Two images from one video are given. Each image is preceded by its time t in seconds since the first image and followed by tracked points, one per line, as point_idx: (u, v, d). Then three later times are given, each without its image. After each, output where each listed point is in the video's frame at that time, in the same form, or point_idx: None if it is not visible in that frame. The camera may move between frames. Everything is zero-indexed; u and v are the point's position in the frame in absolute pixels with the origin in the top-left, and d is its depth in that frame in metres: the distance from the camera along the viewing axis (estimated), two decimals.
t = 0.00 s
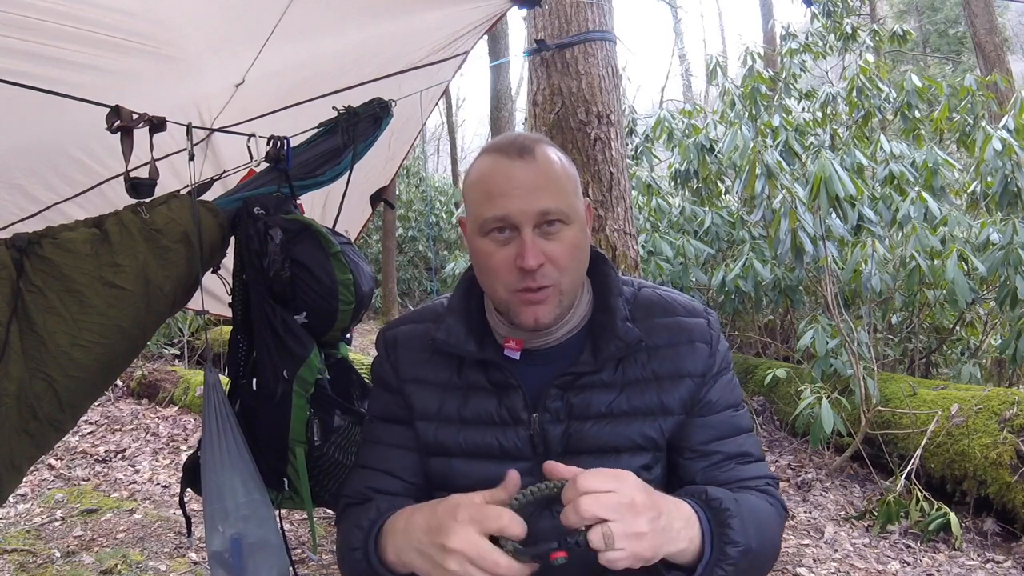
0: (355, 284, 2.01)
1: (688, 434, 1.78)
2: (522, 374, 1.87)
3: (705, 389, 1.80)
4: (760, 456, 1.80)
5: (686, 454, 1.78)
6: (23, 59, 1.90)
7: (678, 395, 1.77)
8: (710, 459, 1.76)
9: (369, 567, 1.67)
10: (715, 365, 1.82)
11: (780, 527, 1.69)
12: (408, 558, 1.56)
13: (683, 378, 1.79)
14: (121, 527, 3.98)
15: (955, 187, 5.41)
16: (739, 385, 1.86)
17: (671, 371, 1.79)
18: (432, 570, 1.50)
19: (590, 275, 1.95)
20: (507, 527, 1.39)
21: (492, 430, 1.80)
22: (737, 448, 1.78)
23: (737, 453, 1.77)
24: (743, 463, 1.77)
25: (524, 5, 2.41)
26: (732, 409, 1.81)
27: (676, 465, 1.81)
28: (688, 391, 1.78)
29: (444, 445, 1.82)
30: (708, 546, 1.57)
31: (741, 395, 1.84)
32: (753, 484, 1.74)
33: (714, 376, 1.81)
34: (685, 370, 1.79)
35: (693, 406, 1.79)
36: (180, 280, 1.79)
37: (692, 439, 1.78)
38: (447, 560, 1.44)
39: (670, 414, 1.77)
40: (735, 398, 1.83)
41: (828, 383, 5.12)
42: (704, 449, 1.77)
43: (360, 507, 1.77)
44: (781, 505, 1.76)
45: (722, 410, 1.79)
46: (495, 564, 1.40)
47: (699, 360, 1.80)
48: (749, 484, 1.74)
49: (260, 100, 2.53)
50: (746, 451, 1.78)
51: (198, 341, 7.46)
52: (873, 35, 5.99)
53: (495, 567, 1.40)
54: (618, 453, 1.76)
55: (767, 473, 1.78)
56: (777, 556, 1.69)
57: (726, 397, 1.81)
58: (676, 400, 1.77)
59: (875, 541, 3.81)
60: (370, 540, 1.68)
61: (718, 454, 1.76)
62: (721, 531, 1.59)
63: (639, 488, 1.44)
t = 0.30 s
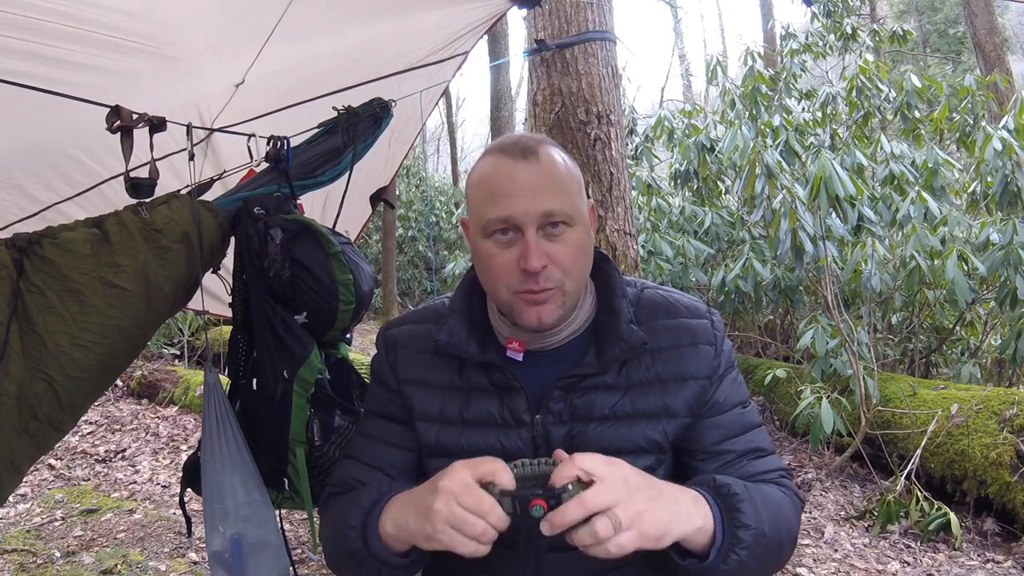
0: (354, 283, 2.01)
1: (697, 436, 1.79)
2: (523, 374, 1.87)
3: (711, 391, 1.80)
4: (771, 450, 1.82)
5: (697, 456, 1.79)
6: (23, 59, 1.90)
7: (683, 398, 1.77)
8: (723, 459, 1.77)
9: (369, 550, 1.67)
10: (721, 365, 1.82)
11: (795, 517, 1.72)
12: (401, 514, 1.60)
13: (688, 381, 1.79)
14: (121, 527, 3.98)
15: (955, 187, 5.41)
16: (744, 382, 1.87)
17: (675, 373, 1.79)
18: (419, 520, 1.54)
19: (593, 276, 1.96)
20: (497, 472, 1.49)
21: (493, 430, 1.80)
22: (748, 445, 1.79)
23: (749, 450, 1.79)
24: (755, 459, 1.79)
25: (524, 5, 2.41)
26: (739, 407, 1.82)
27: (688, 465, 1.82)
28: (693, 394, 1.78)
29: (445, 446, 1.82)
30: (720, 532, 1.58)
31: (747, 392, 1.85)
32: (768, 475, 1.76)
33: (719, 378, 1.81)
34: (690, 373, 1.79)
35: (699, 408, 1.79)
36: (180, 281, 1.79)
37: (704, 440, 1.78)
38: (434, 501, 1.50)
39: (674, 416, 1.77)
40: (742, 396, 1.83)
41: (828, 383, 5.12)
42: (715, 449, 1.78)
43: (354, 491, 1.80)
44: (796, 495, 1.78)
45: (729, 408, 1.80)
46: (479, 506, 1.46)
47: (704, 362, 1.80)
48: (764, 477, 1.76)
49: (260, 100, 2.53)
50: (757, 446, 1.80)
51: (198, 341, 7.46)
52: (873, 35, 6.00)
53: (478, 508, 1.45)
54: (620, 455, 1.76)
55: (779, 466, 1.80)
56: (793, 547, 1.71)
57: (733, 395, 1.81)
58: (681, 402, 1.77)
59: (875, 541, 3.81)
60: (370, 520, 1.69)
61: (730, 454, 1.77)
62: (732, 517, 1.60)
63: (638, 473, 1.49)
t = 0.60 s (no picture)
0: (355, 284, 2.00)
1: (699, 437, 1.79)
2: (524, 375, 1.87)
3: (713, 391, 1.80)
4: (773, 448, 1.81)
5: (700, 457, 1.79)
6: (23, 59, 1.90)
7: (684, 399, 1.77)
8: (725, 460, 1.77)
9: (371, 539, 1.70)
10: (722, 365, 1.82)
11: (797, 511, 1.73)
12: (405, 491, 1.67)
13: (689, 382, 1.79)
14: (121, 527, 3.98)
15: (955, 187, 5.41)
16: (746, 381, 1.87)
17: (677, 374, 1.79)
18: (418, 495, 1.60)
19: (593, 277, 1.96)
20: (501, 452, 1.56)
21: (493, 432, 1.80)
22: (750, 444, 1.79)
23: (752, 449, 1.78)
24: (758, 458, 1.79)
25: (523, 5, 2.40)
26: (740, 407, 1.82)
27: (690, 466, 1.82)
28: (694, 395, 1.78)
29: (445, 446, 1.82)
30: (715, 511, 1.60)
31: (748, 392, 1.85)
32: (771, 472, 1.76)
33: (720, 378, 1.81)
34: (691, 374, 1.79)
35: (701, 409, 1.79)
36: (180, 281, 1.79)
37: (705, 441, 1.78)
38: (435, 475, 1.57)
39: (676, 417, 1.77)
40: (743, 395, 1.83)
41: (828, 383, 5.12)
42: (716, 450, 1.77)
43: (353, 488, 1.81)
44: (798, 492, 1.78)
45: (730, 409, 1.80)
46: (478, 479, 1.52)
47: (705, 362, 1.80)
48: (768, 474, 1.76)
49: (260, 101, 2.53)
50: (761, 445, 1.79)
51: (198, 341, 7.46)
52: (873, 35, 5.99)
53: (477, 479, 1.52)
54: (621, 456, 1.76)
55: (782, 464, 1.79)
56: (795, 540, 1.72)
57: (734, 395, 1.81)
58: (682, 403, 1.77)
59: (875, 541, 3.81)
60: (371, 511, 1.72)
61: (733, 454, 1.77)
62: (727, 497, 1.61)
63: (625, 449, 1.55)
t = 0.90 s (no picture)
0: (355, 284, 2.01)
1: (699, 438, 1.79)
2: (523, 376, 1.87)
3: (712, 391, 1.80)
4: (774, 445, 1.82)
5: (699, 458, 1.79)
6: (24, 59, 1.90)
7: (683, 399, 1.77)
8: (724, 459, 1.77)
9: (365, 539, 1.72)
10: (722, 365, 1.82)
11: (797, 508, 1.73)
12: (399, 497, 1.69)
13: (688, 383, 1.78)
14: (121, 527, 3.98)
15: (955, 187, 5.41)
16: (745, 380, 1.87)
17: (676, 375, 1.79)
18: (413, 503, 1.62)
19: (594, 277, 1.96)
20: (496, 468, 1.57)
21: (492, 433, 1.80)
22: (750, 443, 1.79)
23: (751, 448, 1.79)
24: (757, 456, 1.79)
25: (524, 5, 2.40)
26: (739, 406, 1.82)
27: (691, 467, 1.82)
28: (693, 395, 1.78)
29: (445, 447, 1.82)
30: (705, 518, 1.60)
31: (748, 391, 1.85)
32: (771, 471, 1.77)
33: (720, 378, 1.81)
34: (690, 374, 1.79)
35: (700, 409, 1.79)
36: (180, 281, 1.79)
37: (705, 441, 1.78)
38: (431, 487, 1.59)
39: (675, 418, 1.77)
40: (742, 395, 1.83)
41: (828, 383, 5.12)
42: (716, 450, 1.78)
43: (349, 487, 1.82)
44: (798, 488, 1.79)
45: (730, 408, 1.80)
46: (472, 494, 1.54)
47: (704, 363, 1.80)
48: (767, 473, 1.76)
49: (260, 101, 2.53)
50: (761, 444, 1.79)
51: (198, 341, 7.47)
52: (873, 35, 6.00)
53: (473, 494, 1.54)
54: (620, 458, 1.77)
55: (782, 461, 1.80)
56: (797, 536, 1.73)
57: (733, 395, 1.81)
58: (681, 404, 1.77)
59: (875, 541, 3.81)
60: (367, 512, 1.74)
61: (732, 453, 1.77)
62: (719, 504, 1.61)
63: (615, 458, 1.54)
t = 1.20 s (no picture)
0: (355, 284, 2.01)
1: (699, 438, 1.79)
2: (522, 376, 1.87)
3: (711, 391, 1.80)
4: (774, 446, 1.82)
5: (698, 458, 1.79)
6: (24, 59, 1.90)
7: (682, 399, 1.77)
8: (723, 460, 1.78)
9: (366, 549, 1.71)
10: (721, 365, 1.82)
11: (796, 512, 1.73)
12: (399, 510, 1.68)
13: (687, 383, 1.78)
14: (121, 527, 3.98)
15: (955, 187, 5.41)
16: (745, 380, 1.87)
17: (675, 375, 1.79)
18: (415, 517, 1.61)
19: (592, 277, 1.96)
20: (493, 474, 1.57)
21: (491, 434, 1.80)
22: (749, 444, 1.79)
23: (750, 449, 1.79)
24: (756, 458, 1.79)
25: (524, 5, 2.40)
26: (739, 407, 1.82)
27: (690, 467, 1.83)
28: (692, 395, 1.78)
29: (444, 448, 1.82)
30: (709, 530, 1.61)
31: (747, 391, 1.85)
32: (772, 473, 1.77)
33: (719, 378, 1.81)
34: (689, 374, 1.79)
35: (699, 410, 1.79)
36: (180, 280, 1.79)
37: (704, 441, 1.79)
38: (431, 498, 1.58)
39: (674, 419, 1.77)
40: (742, 395, 1.83)
41: (828, 383, 5.12)
42: (716, 451, 1.78)
43: (350, 492, 1.83)
44: (799, 490, 1.79)
45: (729, 409, 1.80)
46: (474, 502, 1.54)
47: (703, 363, 1.80)
48: (766, 475, 1.77)
49: (260, 101, 2.54)
50: (761, 445, 1.80)
51: (198, 341, 7.47)
52: (873, 35, 6.00)
53: (475, 502, 1.53)
54: (619, 459, 1.77)
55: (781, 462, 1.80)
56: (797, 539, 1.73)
57: (733, 396, 1.82)
58: (680, 404, 1.77)
59: (875, 541, 3.81)
60: (367, 522, 1.73)
61: (731, 454, 1.78)
62: (721, 515, 1.61)
63: (616, 473, 1.54)
